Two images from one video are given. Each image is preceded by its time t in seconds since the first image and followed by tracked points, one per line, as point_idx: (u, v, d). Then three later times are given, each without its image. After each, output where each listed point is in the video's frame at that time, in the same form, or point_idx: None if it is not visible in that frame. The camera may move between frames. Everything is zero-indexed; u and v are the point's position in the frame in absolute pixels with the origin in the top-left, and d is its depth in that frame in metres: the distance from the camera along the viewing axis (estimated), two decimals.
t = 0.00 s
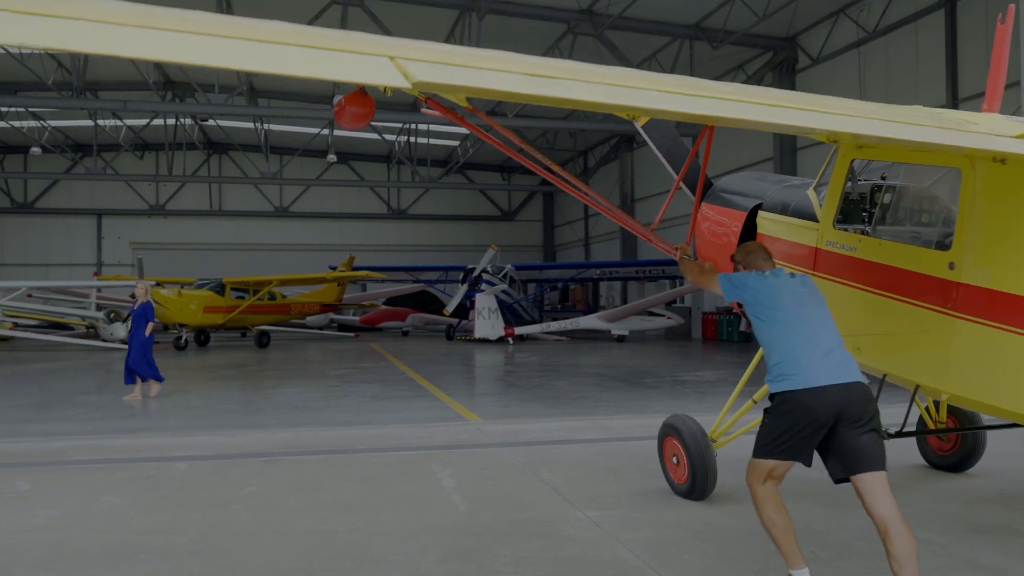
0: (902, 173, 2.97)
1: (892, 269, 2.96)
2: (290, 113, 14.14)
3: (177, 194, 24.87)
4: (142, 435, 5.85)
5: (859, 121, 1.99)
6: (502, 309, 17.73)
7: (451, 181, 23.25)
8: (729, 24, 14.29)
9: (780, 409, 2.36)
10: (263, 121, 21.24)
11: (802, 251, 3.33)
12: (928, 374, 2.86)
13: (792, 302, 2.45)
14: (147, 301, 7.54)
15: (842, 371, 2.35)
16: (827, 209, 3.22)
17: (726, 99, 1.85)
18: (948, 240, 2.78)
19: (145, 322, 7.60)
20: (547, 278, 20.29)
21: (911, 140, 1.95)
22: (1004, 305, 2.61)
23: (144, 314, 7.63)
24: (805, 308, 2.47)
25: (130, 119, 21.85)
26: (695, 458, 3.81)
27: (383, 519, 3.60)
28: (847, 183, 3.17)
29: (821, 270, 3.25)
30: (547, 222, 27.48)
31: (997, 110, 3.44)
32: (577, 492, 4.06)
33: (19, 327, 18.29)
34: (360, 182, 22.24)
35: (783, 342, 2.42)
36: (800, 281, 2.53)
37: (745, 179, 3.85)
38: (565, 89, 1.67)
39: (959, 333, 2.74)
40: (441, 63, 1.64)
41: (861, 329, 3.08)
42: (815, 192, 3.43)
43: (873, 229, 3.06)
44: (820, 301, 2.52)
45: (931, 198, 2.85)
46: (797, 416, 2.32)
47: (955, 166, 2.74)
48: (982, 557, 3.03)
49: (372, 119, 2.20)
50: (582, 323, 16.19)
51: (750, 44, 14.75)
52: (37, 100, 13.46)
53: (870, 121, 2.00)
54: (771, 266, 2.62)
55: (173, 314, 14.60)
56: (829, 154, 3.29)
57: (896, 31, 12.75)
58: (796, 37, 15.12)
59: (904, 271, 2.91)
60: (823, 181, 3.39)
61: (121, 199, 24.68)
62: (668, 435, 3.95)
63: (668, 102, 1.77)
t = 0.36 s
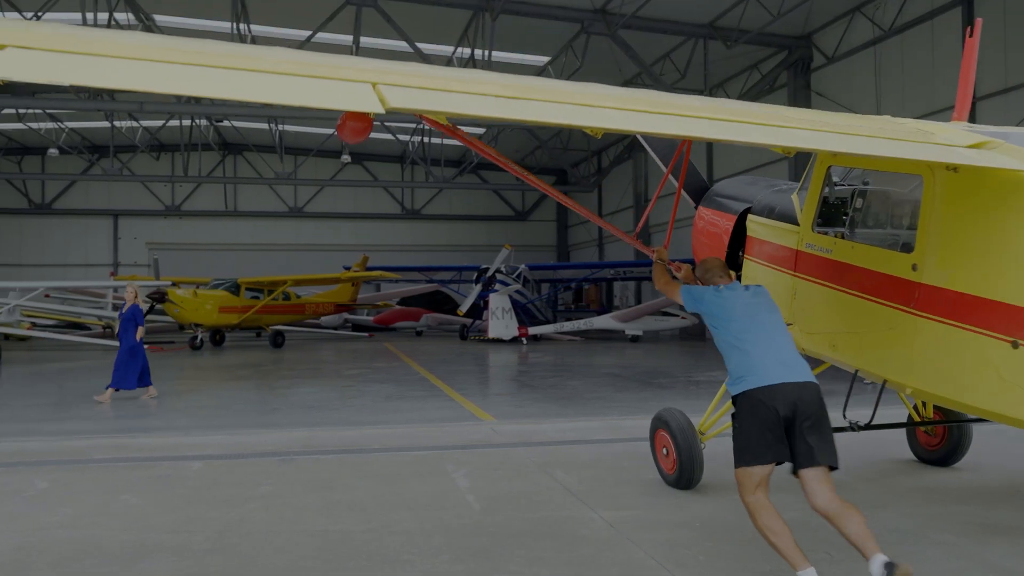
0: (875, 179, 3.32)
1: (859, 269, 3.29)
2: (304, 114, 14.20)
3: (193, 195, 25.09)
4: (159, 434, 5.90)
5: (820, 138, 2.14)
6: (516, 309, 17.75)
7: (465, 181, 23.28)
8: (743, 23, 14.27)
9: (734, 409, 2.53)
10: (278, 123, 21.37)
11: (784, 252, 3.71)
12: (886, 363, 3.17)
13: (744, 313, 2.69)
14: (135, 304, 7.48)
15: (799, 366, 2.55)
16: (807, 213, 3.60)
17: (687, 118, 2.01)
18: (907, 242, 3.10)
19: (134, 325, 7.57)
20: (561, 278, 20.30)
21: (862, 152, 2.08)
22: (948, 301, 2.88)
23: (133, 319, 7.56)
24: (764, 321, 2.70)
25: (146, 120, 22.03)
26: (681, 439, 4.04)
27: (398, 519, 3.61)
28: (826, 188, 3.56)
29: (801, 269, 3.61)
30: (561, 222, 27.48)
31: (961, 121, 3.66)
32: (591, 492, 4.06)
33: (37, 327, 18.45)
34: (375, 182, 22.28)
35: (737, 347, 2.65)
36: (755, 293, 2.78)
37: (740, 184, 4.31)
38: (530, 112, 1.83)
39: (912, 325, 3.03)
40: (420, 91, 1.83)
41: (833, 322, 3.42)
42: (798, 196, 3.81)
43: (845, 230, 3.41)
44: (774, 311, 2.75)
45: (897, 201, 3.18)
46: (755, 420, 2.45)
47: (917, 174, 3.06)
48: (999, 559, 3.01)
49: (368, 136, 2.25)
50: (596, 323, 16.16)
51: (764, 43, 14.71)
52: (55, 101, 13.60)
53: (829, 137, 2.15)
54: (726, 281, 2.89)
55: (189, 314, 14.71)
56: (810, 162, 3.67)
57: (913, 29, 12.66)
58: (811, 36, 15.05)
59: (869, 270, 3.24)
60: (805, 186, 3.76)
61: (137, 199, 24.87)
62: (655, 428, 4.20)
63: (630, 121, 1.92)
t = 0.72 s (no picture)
0: (850, 184, 3.49)
1: (835, 271, 3.50)
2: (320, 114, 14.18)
3: (210, 195, 25.29)
4: (177, 433, 5.94)
5: (767, 150, 2.38)
6: (532, 309, 17.74)
7: (481, 181, 23.28)
8: (760, 22, 14.22)
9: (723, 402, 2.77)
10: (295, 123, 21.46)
11: (773, 254, 3.91)
12: (861, 360, 3.36)
13: (717, 311, 2.93)
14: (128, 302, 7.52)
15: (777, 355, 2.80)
16: (791, 217, 3.78)
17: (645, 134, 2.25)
18: (878, 245, 3.28)
19: (128, 321, 7.54)
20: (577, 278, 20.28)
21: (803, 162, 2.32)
22: (913, 302, 3.07)
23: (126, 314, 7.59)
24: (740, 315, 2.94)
25: (165, 122, 22.22)
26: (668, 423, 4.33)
27: (414, 519, 3.61)
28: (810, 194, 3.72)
29: (787, 272, 3.80)
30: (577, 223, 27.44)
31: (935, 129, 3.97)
32: (607, 492, 4.05)
33: (58, 327, 18.64)
34: (391, 182, 22.31)
35: (717, 344, 2.87)
36: (731, 293, 3.01)
37: (737, 189, 4.55)
38: (504, 130, 2.05)
39: (884, 326, 3.21)
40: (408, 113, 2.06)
41: (814, 321, 3.62)
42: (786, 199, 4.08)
43: (826, 235, 3.58)
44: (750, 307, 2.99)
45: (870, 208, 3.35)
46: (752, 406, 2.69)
47: (888, 182, 3.21)
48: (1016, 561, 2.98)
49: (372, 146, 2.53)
50: (613, 323, 16.10)
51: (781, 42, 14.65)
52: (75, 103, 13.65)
53: (776, 151, 2.38)
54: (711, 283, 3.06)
55: (206, 314, 14.81)
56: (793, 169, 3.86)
57: (931, 27, 12.55)
58: (829, 34, 14.96)
59: (846, 271, 3.44)
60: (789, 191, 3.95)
61: (155, 200, 25.07)
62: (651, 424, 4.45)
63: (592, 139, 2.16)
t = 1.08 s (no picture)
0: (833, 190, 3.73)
1: (821, 273, 3.74)
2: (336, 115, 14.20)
3: (228, 196, 25.46)
4: (196, 432, 5.99)
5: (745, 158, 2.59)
6: (548, 309, 17.74)
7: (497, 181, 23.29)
8: (777, 20, 14.15)
9: (702, 396, 2.97)
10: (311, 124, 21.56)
11: (763, 256, 4.21)
12: (844, 357, 3.58)
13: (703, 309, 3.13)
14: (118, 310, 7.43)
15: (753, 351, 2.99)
16: (780, 221, 4.09)
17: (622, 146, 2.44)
18: (856, 247, 3.51)
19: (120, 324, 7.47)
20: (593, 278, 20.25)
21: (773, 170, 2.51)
22: (886, 302, 3.29)
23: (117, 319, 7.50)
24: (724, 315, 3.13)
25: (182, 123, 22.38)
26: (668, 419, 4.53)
27: (431, 518, 3.62)
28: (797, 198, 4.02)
29: (780, 272, 4.08)
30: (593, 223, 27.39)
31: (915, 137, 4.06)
32: (623, 492, 4.05)
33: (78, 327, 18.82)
34: (408, 182, 22.35)
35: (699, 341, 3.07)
36: (713, 294, 3.21)
37: (740, 195, 4.74)
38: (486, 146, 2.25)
39: (862, 325, 3.43)
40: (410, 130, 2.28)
41: (802, 320, 3.87)
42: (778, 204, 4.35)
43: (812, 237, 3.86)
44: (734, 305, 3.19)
45: (851, 211, 3.60)
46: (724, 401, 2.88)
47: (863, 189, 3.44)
48: None
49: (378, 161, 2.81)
50: (629, 323, 16.05)
51: (798, 41, 14.58)
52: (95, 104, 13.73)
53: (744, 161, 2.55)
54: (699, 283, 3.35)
55: (224, 314, 14.91)
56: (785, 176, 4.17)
57: (950, 25, 12.44)
58: (847, 32, 14.86)
59: (828, 273, 3.68)
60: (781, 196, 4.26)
61: (173, 200, 25.26)
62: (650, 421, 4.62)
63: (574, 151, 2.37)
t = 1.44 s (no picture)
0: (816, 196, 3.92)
1: (802, 274, 3.96)
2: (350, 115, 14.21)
3: (243, 197, 25.59)
4: (212, 431, 6.03)
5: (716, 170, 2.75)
6: (561, 309, 17.74)
7: (510, 182, 23.27)
8: (791, 19, 14.07)
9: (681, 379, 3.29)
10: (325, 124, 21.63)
11: (755, 259, 4.49)
12: (825, 356, 3.79)
13: (692, 302, 3.44)
14: (105, 314, 7.36)
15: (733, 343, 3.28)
16: (769, 225, 4.36)
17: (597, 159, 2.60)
18: (834, 250, 3.72)
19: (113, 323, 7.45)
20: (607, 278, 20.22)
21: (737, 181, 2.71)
22: (861, 303, 3.48)
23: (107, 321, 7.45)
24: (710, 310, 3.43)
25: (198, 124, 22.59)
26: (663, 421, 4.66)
27: (445, 518, 3.62)
28: (785, 203, 4.24)
29: (770, 273, 4.31)
30: (607, 222, 27.36)
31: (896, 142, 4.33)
32: (637, 492, 4.05)
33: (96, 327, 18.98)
34: (422, 182, 22.37)
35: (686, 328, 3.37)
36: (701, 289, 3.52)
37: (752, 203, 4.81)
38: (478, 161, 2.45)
39: (839, 325, 3.64)
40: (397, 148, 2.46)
41: (789, 320, 4.10)
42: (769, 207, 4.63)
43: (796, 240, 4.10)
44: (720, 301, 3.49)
45: (832, 215, 3.79)
46: (695, 385, 3.25)
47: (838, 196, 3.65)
48: None
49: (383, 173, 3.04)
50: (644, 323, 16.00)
51: (813, 40, 14.51)
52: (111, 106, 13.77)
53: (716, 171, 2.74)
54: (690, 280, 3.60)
55: (240, 314, 14.99)
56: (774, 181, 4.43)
57: (968, 23, 12.34)
58: (862, 31, 14.77)
59: (810, 275, 3.90)
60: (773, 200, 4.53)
61: (189, 201, 25.43)
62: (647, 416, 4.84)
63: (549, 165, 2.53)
